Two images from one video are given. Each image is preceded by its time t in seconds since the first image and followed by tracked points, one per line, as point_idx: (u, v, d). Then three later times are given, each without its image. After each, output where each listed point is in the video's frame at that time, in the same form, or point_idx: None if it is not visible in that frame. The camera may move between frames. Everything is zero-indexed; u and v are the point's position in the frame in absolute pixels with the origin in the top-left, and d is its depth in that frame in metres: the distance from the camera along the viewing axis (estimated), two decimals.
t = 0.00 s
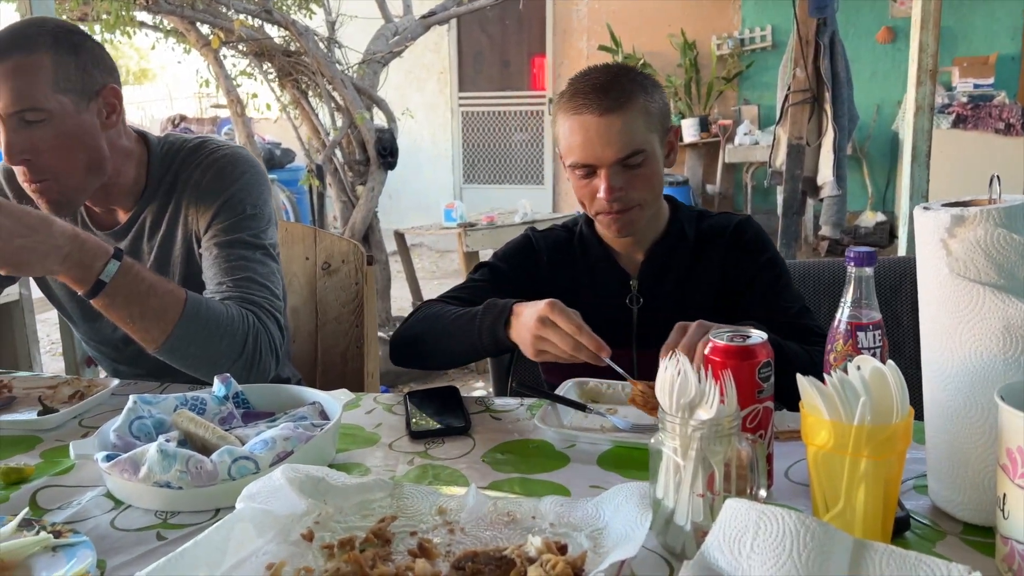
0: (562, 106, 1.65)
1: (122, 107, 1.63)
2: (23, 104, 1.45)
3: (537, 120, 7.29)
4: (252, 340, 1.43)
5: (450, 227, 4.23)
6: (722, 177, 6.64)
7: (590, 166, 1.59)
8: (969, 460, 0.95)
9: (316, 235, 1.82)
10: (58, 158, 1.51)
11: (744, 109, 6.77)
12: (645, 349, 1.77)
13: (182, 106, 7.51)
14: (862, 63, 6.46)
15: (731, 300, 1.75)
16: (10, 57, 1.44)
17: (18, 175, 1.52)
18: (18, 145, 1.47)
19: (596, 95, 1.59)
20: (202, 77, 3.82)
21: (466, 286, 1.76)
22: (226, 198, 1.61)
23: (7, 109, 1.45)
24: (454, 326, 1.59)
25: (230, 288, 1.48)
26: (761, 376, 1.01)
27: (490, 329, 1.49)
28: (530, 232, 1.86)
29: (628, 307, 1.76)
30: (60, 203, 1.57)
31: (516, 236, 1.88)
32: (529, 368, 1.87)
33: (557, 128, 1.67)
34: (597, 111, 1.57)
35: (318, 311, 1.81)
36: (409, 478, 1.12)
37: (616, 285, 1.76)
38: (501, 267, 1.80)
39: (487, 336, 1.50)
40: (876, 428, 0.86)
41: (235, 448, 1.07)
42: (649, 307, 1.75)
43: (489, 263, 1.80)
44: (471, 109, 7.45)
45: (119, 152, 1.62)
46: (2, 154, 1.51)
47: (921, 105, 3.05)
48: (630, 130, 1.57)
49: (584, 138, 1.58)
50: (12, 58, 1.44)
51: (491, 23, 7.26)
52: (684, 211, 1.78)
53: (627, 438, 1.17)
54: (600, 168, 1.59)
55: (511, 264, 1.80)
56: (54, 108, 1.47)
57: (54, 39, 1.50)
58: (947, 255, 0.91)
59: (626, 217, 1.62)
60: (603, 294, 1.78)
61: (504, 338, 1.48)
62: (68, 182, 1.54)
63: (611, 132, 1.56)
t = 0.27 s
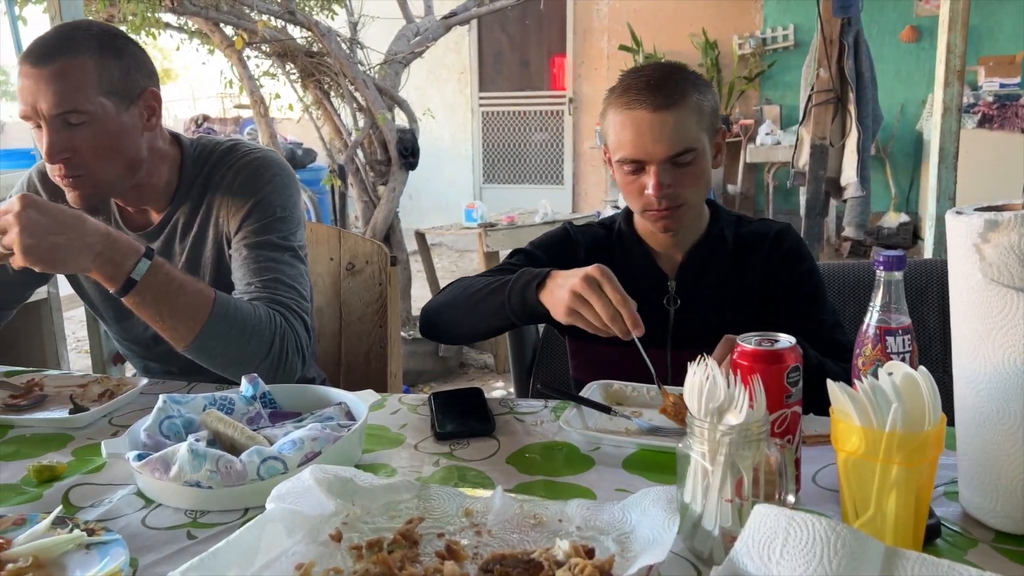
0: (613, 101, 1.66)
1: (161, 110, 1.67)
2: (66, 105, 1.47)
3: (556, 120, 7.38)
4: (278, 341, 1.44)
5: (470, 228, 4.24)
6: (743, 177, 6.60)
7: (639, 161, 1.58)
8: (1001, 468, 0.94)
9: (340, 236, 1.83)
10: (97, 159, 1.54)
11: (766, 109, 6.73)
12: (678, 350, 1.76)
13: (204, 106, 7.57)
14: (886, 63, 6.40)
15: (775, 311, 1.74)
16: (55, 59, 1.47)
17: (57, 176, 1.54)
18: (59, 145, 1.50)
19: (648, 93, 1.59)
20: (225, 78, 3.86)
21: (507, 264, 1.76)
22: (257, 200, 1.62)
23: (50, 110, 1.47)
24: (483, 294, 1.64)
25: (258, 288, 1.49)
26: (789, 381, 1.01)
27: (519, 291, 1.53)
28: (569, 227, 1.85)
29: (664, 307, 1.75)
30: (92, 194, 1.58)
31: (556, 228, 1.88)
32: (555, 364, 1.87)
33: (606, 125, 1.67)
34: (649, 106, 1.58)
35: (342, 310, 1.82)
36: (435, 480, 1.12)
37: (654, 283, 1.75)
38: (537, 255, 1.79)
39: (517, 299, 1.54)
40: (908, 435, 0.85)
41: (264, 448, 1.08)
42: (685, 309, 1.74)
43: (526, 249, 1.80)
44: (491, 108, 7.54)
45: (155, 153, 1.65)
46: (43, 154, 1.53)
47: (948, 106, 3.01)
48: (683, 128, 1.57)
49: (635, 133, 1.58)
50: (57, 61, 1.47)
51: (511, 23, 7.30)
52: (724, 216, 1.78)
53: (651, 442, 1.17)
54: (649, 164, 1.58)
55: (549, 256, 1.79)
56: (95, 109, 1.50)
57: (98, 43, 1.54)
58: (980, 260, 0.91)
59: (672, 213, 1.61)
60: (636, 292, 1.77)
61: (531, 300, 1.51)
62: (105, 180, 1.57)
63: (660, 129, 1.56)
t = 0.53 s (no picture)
0: (660, 108, 1.66)
1: (203, 118, 1.71)
2: (119, 111, 1.51)
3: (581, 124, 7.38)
4: (313, 349, 1.46)
5: (497, 233, 4.25)
6: (771, 182, 6.56)
7: (685, 167, 1.58)
8: None
9: (371, 243, 1.85)
10: (147, 163, 1.58)
11: (794, 114, 6.72)
12: (714, 360, 1.77)
13: (234, 111, 7.69)
14: (917, 66, 6.32)
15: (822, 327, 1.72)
16: (108, 67, 1.51)
17: (107, 180, 1.58)
18: (111, 149, 1.53)
19: (698, 100, 1.60)
20: (257, 85, 4.02)
21: (534, 264, 1.76)
22: (292, 209, 1.65)
23: (104, 116, 1.51)
24: (488, 294, 1.78)
25: (293, 296, 1.52)
26: (826, 395, 1.00)
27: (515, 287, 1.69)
28: (606, 234, 1.87)
29: (702, 317, 1.76)
30: (145, 203, 1.64)
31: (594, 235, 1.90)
32: (588, 371, 1.88)
33: (653, 132, 1.67)
34: (698, 113, 1.58)
35: (373, 316, 1.84)
36: (468, 489, 1.13)
37: (694, 293, 1.76)
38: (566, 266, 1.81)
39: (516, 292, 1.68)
40: (948, 452, 0.84)
41: (301, 456, 1.10)
42: (725, 320, 1.75)
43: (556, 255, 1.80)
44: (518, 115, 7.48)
45: (197, 161, 1.69)
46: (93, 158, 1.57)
47: (983, 113, 2.98)
48: (731, 136, 1.57)
49: (683, 139, 1.58)
50: (111, 68, 1.51)
51: (539, 31, 7.27)
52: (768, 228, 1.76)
53: (684, 453, 1.17)
54: (694, 171, 1.58)
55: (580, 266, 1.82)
56: (145, 115, 1.55)
57: (148, 52, 1.58)
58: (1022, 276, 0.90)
59: (716, 222, 1.60)
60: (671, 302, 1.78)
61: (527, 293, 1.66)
62: (155, 186, 1.62)
63: (706, 137, 1.56)
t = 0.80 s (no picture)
0: (677, 115, 1.66)
1: (235, 126, 1.73)
2: (152, 113, 1.54)
3: (602, 131, 7.36)
4: (335, 356, 1.48)
5: (517, 240, 4.26)
6: (793, 189, 6.52)
7: (697, 173, 1.59)
8: None
9: (394, 249, 1.87)
10: (175, 167, 1.61)
11: (817, 120, 6.69)
12: (737, 371, 1.76)
13: (256, 116, 7.77)
14: (942, 72, 6.26)
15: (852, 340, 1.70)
16: (144, 70, 1.55)
17: (135, 182, 1.62)
18: (142, 151, 1.57)
19: (711, 106, 1.59)
20: (280, 92, 4.09)
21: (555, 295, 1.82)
22: (317, 217, 1.66)
23: (136, 117, 1.54)
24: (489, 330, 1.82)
25: (317, 303, 1.53)
26: (851, 406, 1.00)
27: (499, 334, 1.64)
28: (623, 249, 1.87)
29: (726, 331, 1.75)
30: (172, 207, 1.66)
31: (610, 251, 1.89)
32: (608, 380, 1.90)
33: (670, 139, 1.67)
34: (711, 119, 1.58)
35: (395, 322, 1.85)
36: (491, 496, 1.14)
37: (717, 306, 1.75)
38: (584, 286, 1.82)
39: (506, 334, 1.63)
40: (977, 465, 0.83)
41: (326, 462, 1.11)
42: (750, 334, 1.74)
43: (572, 282, 1.83)
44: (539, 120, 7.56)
45: (225, 167, 1.71)
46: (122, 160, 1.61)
47: (1011, 121, 2.95)
48: (744, 142, 1.57)
49: (695, 146, 1.58)
50: (146, 71, 1.54)
51: (559, 36, 7.35)
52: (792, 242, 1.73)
53: (707, 463, 1.17)
54: (707, 177, 1.58)
55: (597, 284, 1.82)
56: (177, 119, 1.58)
57: (185, 59, 1.61)
58: None
59: (729, 229, 1.60)
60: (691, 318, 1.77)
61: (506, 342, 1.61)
62: (182, 194, 1.65)
63: (723, 144, 1.56)
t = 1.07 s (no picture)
0: (693, 122, 1.66)
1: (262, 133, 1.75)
2: (176, 115, 1.57)
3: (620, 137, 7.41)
4: (356, 360, 1.49)
5: (536, 246, 4.26)
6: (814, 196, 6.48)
7: (713, 180, 1.59)
8: None
9: (414, 255, 1.88)
10: (196, 169, 1.63)
11: (838, 127, 6.65)
12: (759, 378, 1.75)
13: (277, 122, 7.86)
14: (966, 79, 6.21)
15: (877, 345, 1.67)
16: (174, 73, 1.58)
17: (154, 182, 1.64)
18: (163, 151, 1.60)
19: (727, 113, 1.59)
20: (302, 98, 4.14)
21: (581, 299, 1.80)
22: (341, 223, 1.67)
23: (162, 118, 1.58)
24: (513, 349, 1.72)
25: (339, 308, 1.54)
26: (873, 415, 0.99)
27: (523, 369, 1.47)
28: (646, 255, 1.86)
29: (749, 339, 1.74)
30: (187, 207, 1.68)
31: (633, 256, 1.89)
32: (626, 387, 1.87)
33: (687, 146, 1.68)
34: (727, 125, 1.58)
35: (414, 327, 1.86)
36: (510, 502, 1.14)
37: (739, 314, 1.74)
38: (614, 291, 1.81)
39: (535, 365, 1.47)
40: (1001, 476, 0.83)
41: (346, 466, 1.12)
42: (772, 342, 1.73)
43: (603, 286, 1.81)
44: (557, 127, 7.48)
45: (252, 173, 1.73)
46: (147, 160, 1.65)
47: None
48: (761, 148, 1.56)
49: (711, 152, 1.58)
50: (176, 74, 1.58)
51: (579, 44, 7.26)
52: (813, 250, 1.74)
53: (727, 471, 1.17)
54: (723, 183, 1.58)
55: (623, 288, 1.82)
56: (202, 122, 1.60)
57: (216, 65, 1.64)
58: None
59: (748, 236, 1.59)
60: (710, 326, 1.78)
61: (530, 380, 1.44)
62: (200, 191, 1.66)
63: (738, 150, 1.56)
